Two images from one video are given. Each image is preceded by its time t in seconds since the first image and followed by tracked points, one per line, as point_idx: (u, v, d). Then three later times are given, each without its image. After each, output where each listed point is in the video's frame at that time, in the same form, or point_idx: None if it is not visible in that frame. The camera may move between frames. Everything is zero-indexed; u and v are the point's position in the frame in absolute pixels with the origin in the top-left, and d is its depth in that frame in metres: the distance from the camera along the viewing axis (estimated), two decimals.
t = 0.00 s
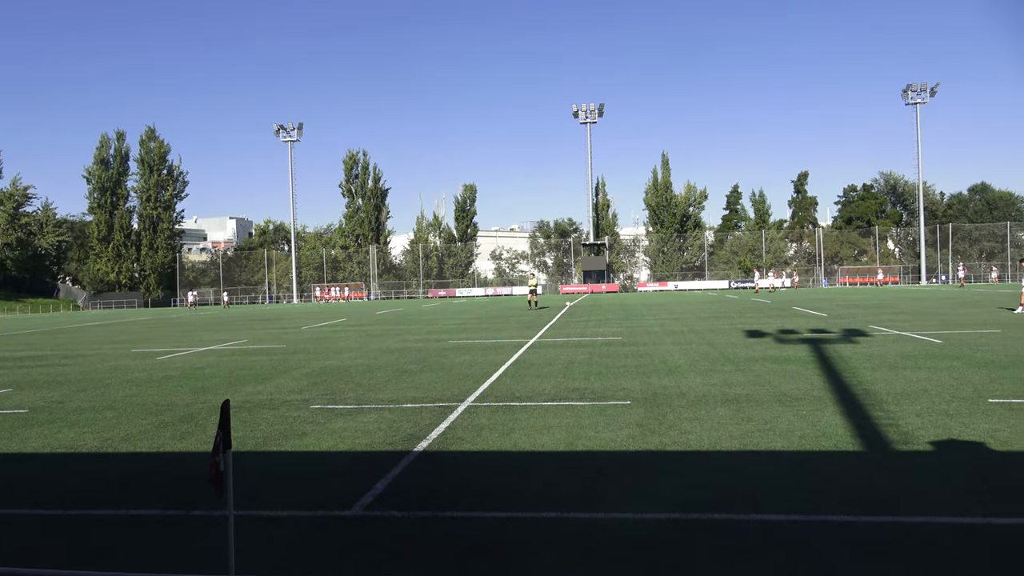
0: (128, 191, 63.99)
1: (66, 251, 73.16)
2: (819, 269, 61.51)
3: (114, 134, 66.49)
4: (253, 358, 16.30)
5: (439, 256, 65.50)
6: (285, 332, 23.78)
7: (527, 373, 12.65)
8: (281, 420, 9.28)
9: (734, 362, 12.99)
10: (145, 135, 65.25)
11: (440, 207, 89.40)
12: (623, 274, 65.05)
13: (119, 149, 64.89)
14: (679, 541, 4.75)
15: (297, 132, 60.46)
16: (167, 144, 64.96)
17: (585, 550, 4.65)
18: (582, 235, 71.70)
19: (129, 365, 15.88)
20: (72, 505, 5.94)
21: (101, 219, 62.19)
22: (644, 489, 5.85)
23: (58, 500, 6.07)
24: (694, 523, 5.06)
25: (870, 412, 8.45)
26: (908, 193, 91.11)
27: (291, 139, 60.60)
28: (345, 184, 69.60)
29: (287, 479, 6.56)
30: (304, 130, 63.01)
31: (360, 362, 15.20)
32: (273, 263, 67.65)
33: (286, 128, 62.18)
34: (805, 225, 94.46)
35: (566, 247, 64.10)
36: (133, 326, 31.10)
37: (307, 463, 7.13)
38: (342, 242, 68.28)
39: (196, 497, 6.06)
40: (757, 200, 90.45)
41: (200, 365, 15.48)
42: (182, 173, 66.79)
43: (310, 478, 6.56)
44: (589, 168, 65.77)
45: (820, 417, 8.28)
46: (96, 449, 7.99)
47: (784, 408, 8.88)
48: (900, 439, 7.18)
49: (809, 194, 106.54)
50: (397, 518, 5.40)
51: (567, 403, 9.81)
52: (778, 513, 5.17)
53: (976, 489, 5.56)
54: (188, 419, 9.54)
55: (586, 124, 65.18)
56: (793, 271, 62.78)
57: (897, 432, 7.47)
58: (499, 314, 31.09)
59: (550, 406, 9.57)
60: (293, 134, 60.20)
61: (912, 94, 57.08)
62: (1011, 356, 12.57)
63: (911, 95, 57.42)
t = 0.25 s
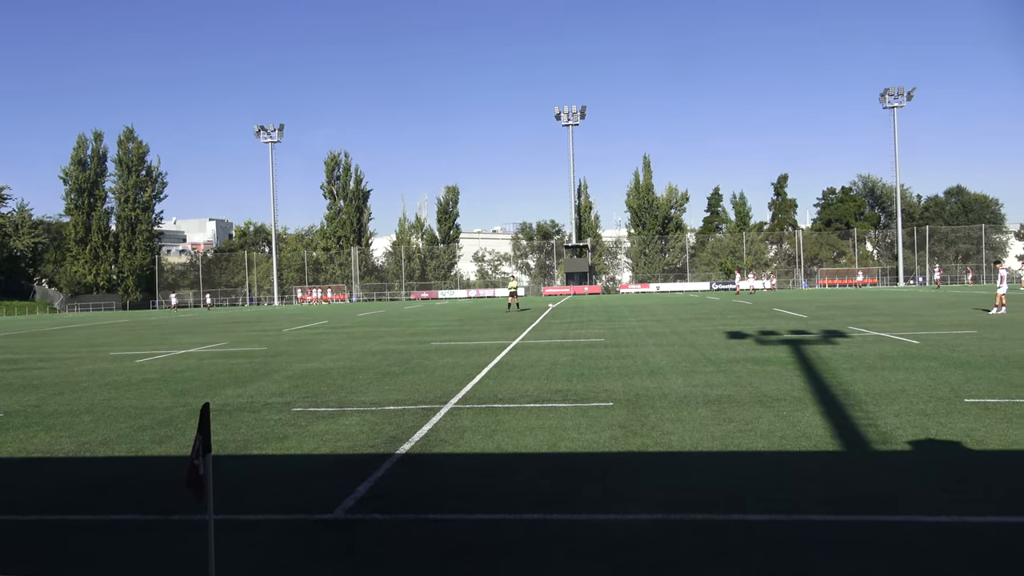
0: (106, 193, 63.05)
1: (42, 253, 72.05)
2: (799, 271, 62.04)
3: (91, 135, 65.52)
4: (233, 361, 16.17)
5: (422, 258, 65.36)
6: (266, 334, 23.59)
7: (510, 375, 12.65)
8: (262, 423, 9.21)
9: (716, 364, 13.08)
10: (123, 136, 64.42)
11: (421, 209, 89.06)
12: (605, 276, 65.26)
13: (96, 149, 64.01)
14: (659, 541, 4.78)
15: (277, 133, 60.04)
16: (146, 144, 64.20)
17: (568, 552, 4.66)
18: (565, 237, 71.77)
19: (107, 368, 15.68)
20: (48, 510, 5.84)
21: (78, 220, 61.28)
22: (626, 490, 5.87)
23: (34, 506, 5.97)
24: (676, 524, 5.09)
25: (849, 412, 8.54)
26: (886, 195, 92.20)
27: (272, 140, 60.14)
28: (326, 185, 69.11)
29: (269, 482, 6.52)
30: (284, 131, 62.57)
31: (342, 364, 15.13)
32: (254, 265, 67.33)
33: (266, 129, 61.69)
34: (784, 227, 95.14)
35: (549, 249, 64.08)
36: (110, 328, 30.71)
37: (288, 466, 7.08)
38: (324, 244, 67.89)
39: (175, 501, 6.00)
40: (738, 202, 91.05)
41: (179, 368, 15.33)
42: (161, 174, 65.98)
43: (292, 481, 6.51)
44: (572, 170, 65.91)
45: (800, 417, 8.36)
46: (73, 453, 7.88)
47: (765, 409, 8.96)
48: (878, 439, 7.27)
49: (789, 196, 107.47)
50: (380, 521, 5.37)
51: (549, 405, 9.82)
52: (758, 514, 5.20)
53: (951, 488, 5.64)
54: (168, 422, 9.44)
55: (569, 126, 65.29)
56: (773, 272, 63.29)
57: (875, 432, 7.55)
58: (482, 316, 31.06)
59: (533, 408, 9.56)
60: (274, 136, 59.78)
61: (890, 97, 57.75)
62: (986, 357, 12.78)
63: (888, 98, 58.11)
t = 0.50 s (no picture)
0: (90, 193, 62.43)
1: (25, 253, 71.27)
2: (785, 272, 62.55)
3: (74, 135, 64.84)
4: (219, 363, 16.06)
5: (409, 259, 65.34)
6: (251, 336, 23.44)
7: (497, 377, 12.65)
8: (249, 425, 9.16)
9: (703, 364, 13.14)
10: (107, 136, 63.85)
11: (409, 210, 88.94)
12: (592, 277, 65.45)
13: (80, 149, 63.40)
14: (646, 542, 4.79)
15: (263, 133, 59.80)
16: (131, 144, 63.69)
17: (556, 553, 4.66)
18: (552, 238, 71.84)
19: (90, 370, 15.52)
20: (30, 514, 5.77)
21: (61, 221, 60.65)
22: (613, 491, 5.88)
23: (16, 510, 5.90)
24: (663, 524, 5.10)
25: (834, 413, 8.60)
26: (870, 198, 93.13)
27: (258, 141, 59.86)
28: (313, 186, 68.82)
29: (255, 485, 6.47)
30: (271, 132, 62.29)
31: (329, 366, 15.07)
32: (240, 266, 67.18)
33: (252, 129, 61.39)
34: (770, 229, 95.81)
35: (536, 250, 64.02)
36: (94, 330, 30.41)
37: (275, 468, 7.03)
38: (311, 245, 67.60)
39: (160, 504, 5.94)
40: (724, 203, 91.58)
41: (164, 370, 15.20)
42: (146, 175, 65.44)
43: (278, 484, 6.47)
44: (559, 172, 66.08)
45: (786, 418, 8.41)
46: (57, 456, 7.79)
47: (752, 410, 9.01)
48: (864, 439, 7.32)
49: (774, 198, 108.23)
50: (367, 523, 5.34)
51: (537, 406, 9.81)
52: (745, 514, 5.22)
53: (935, 487, 5.70)
54: (152, 425, 9.36)
55: (556, 127, 65.42)
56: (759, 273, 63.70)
57: (860, 433, 7.61)
58: (470, 317, 31.04)
59: (520, 410, 9.56)
60: (260, 136, 59.51)
61: (874, 100, 58.29)
62: (968, 357, 12.92)
63: (872, 101, 58.67)
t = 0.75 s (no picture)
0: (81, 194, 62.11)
1: (14, 255, 70.80)
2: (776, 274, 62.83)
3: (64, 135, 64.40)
4: (210, 365, 16.00)
5: (402, 260, 65.32)
6: (243, 338, 23.34)
7: (490, 378, 12.64)
8: (240, 427, 9.12)
9: (695, 366, 13.17)
10: (98, 136, 63.46)
11: (401, 211, 88.87)
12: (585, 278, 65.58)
13: (70, 150, 63.00)
14: (639, 543, 4.80)
15: (255, 134, 59.69)
16: (121, 145, 63.34)
17: (549, 554, 4.66)
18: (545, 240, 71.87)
19: (80, 372, 15.42)
20: (20, 517, 5.73)
21: (51, 222, 60.26)
22: (606, 492, 5.89)
23: (5, 513, 5.85)
24: (657, 525, 5.11)
25: (827, 413, 8.62)
26: (861, 200, 93.63)
27: (250, 142, 59.66)
28: (305, 188, 68.66)
29: (246, 487, 6.46)
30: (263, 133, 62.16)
31: (321, 368, 15.02)
32: (231, 268, 67.13)
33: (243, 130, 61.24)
34: (762, 231, 96.16)
35: (529, 251, 64.04)
36: (84, 331, 30.23)
37: (266, 471, 6.99)
38: (303, 247, 67.31)
39: (152, 506, 5.91)
40: (716, 205, 91.88)
41: (155, 372, 15.12)
42: (137, 176, 65.16)
43: (272, 486, 6.44)
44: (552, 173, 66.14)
45: (777, 419, 8.43)
46: (47, 459, 7.75)
47: (744, 411, 9.04)
48: (855, 440, 7.35)
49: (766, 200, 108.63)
50: (359, 525, 5.34)
51: (529, 408, 9.82)
52: (737, 515, 5.24)
53: (926, 487, 5.73)
54: (143, 427, 9.31)
55: (548, 129, 65.50)
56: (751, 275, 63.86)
57: (852, 433, 7.64)
58: (462, 319, 31.00)
59: (513, 411, 9.56)
60: (252, 137, 59.33)
61: (865, 103, 58.56)
62: (959, 358, 13.00)
63: (863, 104, 58.97)
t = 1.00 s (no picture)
0: (80, 195, 62.07)
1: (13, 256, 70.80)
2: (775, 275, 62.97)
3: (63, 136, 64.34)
4: (209, 366, 16.01)
5: (401, 262, 65.36)
6: (242, 339, 23.33)
7: (488, 380, 12.64)
8: (239, 429, 9.12)
9: (694, 367, 13.18)
10: (97, 138, 63.44)
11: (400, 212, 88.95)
12: (584, 279, 65.60)
13: (69, 152, 62.97)
14: (638, 544, 4.81)
15: (254, 136, 59.70)
16: (120, 147, 63.33)
17: (547, 556, 4.65)
18: (544, 241, 71.86)
19: (79, 373, 15.42)
20: (20, 518, 5.74)
21: (50, 223, 60.25)
22: (605, 494, 5.90)
23: (4, 515, 5.84)
24: (656, 526, 5.11)
25: (826, 415, 8.63)
26: (859, 201, 93.70)
27: (248, 143, 59.67)
28: (304, 189, 68.63)
29: (245, 489, 6.46)
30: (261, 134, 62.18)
31: (320, 369, 15.03)
32: (230, 269, 67.24)
33: (242, 132, 61.25)
34: (761, 232, 96.25)
35: (528, 253, 64.12)
36: (83, 333, 30.23)
37: (265, 473, 6.99)
38: (302, 248, 67.25)
39: (151, 508, 5.91)
40: (715, 206, 91.88)
41: (154, 373, 15.12)
42: (135, 177, 65.12)
43: (270, 488, 6.44)
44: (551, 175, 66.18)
45: (776, 421, 8.44)
46: (45, 460, 7.74)
47: (743, 412, 9.04)
48: (854, 441, 7.36)
49: (764, 202, 108.78)
50: (359, 527, 5.34)
51: (528, 409, 9.82)
52: (737, 516, 5.24)
53: (924, 489, 5.74)
54: (142, 429, 9.31)
55: (547, 130, 65.55)
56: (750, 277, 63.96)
57: (851, 434, 7.65)
58: (461, 320, 31.00)
59: (512, 412, 9.56)
60: (251, 139, 59.35)
61: (864, 104, 58.65)
62: (958, 359, 13.00)
63: (861, 106, 59.08)
